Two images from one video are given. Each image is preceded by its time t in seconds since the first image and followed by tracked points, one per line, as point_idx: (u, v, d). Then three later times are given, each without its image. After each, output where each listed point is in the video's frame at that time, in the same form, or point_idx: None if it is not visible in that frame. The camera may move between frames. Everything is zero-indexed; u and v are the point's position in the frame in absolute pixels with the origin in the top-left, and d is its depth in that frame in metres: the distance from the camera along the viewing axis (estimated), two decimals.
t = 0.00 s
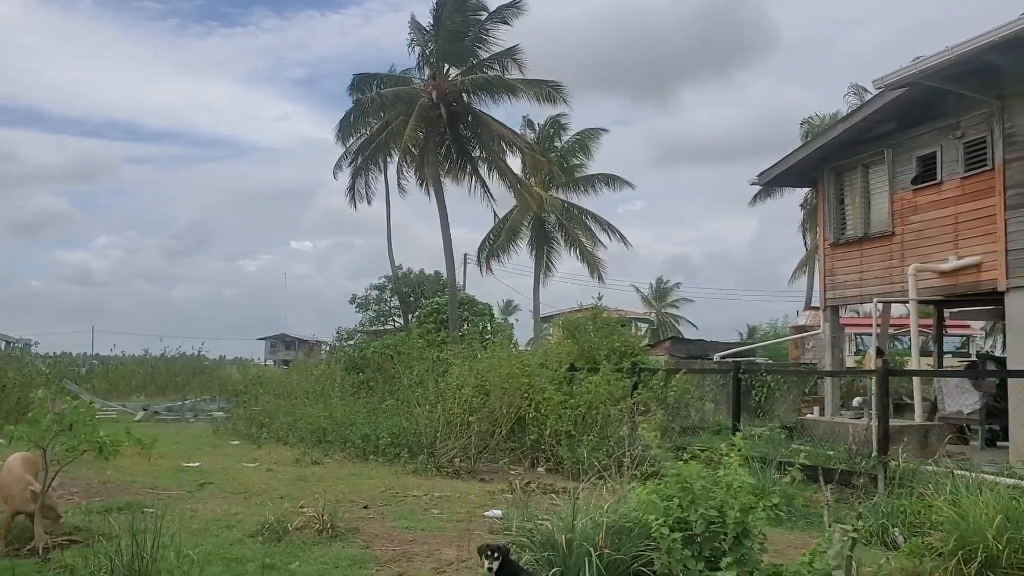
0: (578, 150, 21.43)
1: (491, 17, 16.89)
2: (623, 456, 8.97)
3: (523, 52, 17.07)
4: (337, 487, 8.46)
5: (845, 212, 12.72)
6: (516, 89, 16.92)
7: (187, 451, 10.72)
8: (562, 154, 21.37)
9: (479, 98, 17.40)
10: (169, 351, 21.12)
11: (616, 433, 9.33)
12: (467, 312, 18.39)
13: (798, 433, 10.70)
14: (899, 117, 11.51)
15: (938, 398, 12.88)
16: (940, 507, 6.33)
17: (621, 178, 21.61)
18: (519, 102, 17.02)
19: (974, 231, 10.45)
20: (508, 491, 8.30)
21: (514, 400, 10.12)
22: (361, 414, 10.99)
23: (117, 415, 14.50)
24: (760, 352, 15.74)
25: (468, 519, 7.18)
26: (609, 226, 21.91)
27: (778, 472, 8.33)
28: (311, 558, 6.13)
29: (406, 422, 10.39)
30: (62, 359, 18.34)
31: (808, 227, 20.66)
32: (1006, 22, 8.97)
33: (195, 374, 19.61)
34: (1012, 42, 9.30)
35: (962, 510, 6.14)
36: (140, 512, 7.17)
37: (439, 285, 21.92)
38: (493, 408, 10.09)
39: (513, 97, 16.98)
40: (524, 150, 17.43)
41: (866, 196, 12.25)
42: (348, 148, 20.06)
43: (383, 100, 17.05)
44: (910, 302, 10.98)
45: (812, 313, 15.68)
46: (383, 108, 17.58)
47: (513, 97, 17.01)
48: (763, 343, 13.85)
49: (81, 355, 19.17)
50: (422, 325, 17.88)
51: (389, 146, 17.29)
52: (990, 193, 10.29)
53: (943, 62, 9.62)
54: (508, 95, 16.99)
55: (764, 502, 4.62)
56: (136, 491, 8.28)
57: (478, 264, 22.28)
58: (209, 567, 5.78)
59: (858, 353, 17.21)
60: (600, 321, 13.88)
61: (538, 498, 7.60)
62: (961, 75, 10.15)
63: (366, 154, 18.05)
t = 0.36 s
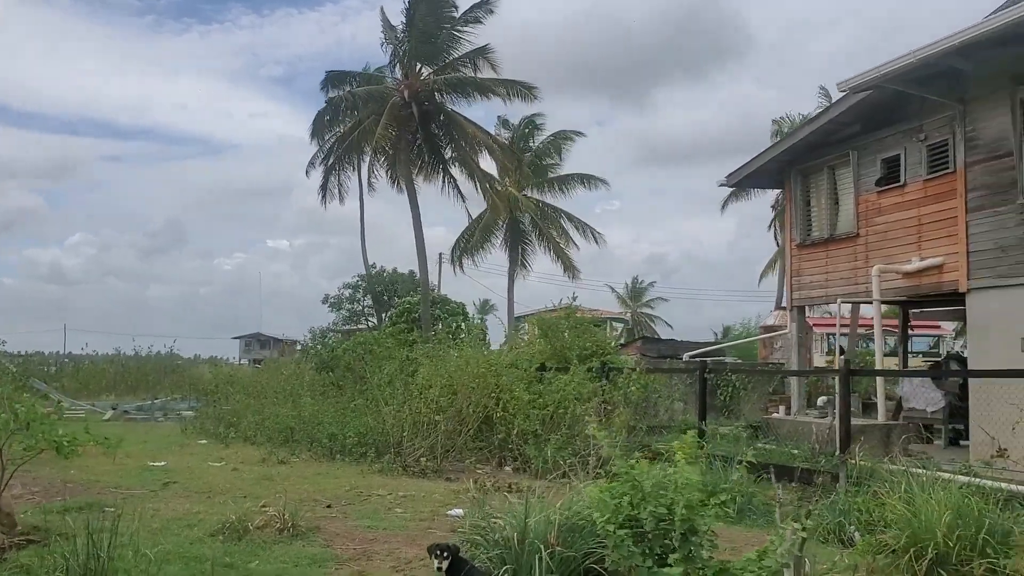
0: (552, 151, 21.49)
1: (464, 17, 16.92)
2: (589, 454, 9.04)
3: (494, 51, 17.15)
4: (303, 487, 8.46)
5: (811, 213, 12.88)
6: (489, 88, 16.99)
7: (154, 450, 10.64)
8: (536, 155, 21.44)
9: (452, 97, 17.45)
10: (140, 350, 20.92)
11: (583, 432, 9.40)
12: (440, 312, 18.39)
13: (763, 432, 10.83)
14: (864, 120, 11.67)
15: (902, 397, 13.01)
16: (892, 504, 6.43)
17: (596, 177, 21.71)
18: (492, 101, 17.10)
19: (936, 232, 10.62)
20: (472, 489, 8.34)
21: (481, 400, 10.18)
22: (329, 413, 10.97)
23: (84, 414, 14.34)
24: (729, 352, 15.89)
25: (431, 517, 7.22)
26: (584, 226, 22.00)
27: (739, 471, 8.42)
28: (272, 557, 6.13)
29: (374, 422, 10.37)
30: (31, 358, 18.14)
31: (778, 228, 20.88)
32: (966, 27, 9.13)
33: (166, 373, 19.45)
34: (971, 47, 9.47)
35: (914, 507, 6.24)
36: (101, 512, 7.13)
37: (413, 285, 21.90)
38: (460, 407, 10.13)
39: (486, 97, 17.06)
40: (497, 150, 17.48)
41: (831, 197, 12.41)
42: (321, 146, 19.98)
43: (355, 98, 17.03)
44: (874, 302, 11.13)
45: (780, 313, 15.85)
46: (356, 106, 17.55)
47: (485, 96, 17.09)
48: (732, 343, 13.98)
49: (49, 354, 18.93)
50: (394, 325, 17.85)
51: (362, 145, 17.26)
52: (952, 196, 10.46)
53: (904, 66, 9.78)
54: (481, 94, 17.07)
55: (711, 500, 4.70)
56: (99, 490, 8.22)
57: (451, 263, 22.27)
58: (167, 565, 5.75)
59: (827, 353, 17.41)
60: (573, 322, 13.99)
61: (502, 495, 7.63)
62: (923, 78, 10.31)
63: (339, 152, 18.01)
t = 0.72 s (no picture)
0: (531, 151, 21.53)
1: (443, 17, 16.94)
2: (559, 453, 9.11)
3: (472, 50, 17.21)
4: (271, 487, 8.47)
5: (783, 214, 12.99)
6: (465, 88, 17.05)
7: (124, 451, 10.59)
8: (514, 155, 21.49)
9: (428, 97, 17.48)
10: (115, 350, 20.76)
11: (553, 433, 9.47)
12: (417, 312, 18.41)
13: (733, 432, 10.92)
14: (835, 122, 11.80)
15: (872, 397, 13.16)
16: (850, 502, 6.49)
17: (575, 177, 21.80)
18: (468, 101, 17.16)
19: (904, 234, 10.76)
20: (441, 489, 8.36)
21: (452, 400, 10.22)
22: (302, 413, 10.97)
23: (56, 415, 14.23)
24: (703, 352, 16.03)
25: (397, 517, 7.24)
26: (562, 226, 22.08)
27: (705, 471, 8.49)
28: (235, 557, 6.13)
29: (345, 422, 10.37)
30: (4, 358, 17.98)
31: (753, 229, 21.10)
32: (932, 32, 9.26)
33: (142, 374, 19.34)
34: (938, 51, 9.61)
35: (871, 506, 6.28)
36: (65, 512, 7.09)
37: (391, 285, 21.89)
38: (432, 407, 10.15)
39: (461, 97, 17.11)
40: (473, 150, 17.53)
41: (803, 199, 12.53)
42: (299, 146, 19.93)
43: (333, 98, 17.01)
44: (843, 303, 11.24)
45: (755, 313, 15.98)
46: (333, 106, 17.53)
47: (462, 96, 17.14)
48: (706, 343, 14.07)
49: (22, 353, 18.76)
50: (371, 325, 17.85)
51: (339, 144, 17.25)
52: (920, 198, 10.60)
53: (872, 70, 9.89)
54: (456, 94, 17.12)
55: (663, 499, 4.75)
56: (66, 490, 8.17)
57: (430, 263, 22.27)
58: (129, 565, 5.73)
59: (801, 352, 17.60)
60: (547, 324, 14.08)
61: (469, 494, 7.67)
62: (891, 82, 10.45)
63: (316, 152, 17.98)
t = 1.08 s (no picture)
0: (517, 155, 21.62)
1: (430, 19, 16.94)
2: (535, 455, 9.15)
3: (460, 53, 17.29)
4: (247, 489, 8.47)
5: (762, 218, 13.07)
6: (451, 92, 17.07)
7: (103, 453, 10.56)
8: (501, 158, 21.55)
9: (414, 100, 17.49)
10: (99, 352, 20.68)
11: (529, 435, 9.52)
12: (402, 314, 18.42)
13: (711, 433, 10.99)
14: (813, 126, 11.89)
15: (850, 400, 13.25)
16: (817, 504, 6.54)
17: (561, 181, 21.95)
18: (453, 105, 17.19)
19: (880, 238, 10.85)
20: (415, 490, 8.39)
21: (431, 402, 10.25)
22: (282, 415, 10.99)
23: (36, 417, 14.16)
24: (685, 355, 16.12)
25: (371, 518, 7.27)
26: (548, 229, 22.15)
27: (679, 472, 8.56)
28: (206, 558, 6.13)
29: (323, 424, 10.38)
30: None
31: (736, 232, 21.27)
32: (906, 37, 9.35)
33: (126, 376, 19.28)
34: (913, 56, 9.71)
35: (838, 507, 6.32)
36: (38, 513, 7.07)
37: (377, 287, 21.89)
38: (410, 409, 10.18)
39: (446, 100, 17.14)
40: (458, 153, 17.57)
41: (782, 203, 12.62)
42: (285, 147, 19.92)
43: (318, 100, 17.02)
44: (821, 306, 11.32)
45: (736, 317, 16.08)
46: (319, 107, 17.54)
47: (448, 100, 17.17)
48: (688, 345, 14.12)
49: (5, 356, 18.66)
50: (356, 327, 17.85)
51: (325, 146, 17.26)
52: (896, 202, 10.69)
53: (848, 74, 9.98)
54: (441, 98, 17.14)
55: (622, 499, 4.80)
56: (42, 492, 8.14)
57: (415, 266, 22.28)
58: (98, 566, 5.72)
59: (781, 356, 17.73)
60: (530, 327, 14.14)
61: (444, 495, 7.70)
62: (868, 86, 10.54)
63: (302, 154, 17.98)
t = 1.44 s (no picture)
0: (504, 159, 21.73)
1: (416, 23, 17.03)
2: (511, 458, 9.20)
3: (449, 56, 17.43)
4: (223, 492, 8.46)
5: (742, 222, 13.15)
6: (437, 97, 17.16)
7: (81, 456, 10.55)
8: (488, 162, 21.59)
9: (400, 104, 17.54)
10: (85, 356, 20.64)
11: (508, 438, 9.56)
12: (388, 317, 18.45)
13: (691, 436, 11.04)
14: (792, 131, 11.98)
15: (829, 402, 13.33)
16: (783, 506, 6.58)
17: (547, 186, 22.19)
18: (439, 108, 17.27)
19: (857, 242, 10.92)
20: (391, 493, 8.41)
21: (409, 405, 10.28)
22: (261, 418, 10.99)
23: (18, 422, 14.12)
24: (668, 358, 16.20)
25: (344, 521, 7.28)
26: (535, 232, 22.21)
27: (654, 476, 8.60)
28: (176, 560, 6.14)
29: (301, 428, 10.38)
30: None
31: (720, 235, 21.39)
32: (880, 42, 9.43)
33: (112, 380, 19.25)
34: (888, 61, 9.78)
35: (804, 509, 6.35)
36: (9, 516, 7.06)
37: (364, 291, 21.92)
38: (389, 413, 10.20)
39: (431, 104, 17.20)
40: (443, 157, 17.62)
41: (761, 207, 12.70)
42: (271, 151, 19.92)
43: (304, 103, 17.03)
44: (799, 309, 11.39)
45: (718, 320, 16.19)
46: (304, 110, 17.54)
47: (434, 104, 17.24)
48: (670, 348, 14.20)
49: None
50: (342, 330, 17.86)
51: (310, 150, 17.28)
52: (872, 206, 10.78)
53: (824, 79, 10.05)
54: (427, 102, 17.21)
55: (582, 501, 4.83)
56: (16, 495, 8.13)
57: (403, 269, 22.27)
58: (65, 569, 5.72)
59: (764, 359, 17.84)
60: (514, 329, 14.20)
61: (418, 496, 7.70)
62: (845, 91, 10.62)
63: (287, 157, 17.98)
